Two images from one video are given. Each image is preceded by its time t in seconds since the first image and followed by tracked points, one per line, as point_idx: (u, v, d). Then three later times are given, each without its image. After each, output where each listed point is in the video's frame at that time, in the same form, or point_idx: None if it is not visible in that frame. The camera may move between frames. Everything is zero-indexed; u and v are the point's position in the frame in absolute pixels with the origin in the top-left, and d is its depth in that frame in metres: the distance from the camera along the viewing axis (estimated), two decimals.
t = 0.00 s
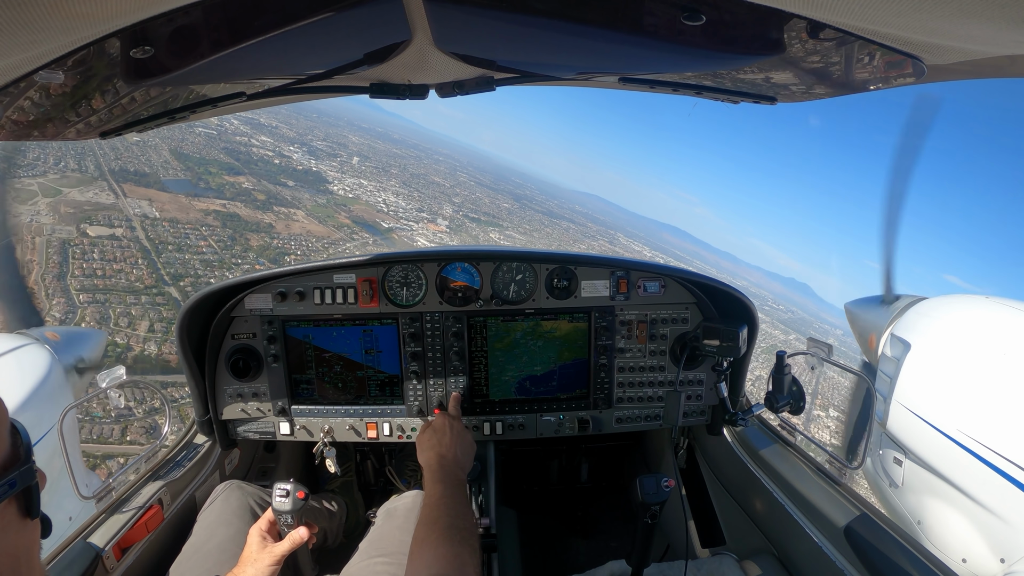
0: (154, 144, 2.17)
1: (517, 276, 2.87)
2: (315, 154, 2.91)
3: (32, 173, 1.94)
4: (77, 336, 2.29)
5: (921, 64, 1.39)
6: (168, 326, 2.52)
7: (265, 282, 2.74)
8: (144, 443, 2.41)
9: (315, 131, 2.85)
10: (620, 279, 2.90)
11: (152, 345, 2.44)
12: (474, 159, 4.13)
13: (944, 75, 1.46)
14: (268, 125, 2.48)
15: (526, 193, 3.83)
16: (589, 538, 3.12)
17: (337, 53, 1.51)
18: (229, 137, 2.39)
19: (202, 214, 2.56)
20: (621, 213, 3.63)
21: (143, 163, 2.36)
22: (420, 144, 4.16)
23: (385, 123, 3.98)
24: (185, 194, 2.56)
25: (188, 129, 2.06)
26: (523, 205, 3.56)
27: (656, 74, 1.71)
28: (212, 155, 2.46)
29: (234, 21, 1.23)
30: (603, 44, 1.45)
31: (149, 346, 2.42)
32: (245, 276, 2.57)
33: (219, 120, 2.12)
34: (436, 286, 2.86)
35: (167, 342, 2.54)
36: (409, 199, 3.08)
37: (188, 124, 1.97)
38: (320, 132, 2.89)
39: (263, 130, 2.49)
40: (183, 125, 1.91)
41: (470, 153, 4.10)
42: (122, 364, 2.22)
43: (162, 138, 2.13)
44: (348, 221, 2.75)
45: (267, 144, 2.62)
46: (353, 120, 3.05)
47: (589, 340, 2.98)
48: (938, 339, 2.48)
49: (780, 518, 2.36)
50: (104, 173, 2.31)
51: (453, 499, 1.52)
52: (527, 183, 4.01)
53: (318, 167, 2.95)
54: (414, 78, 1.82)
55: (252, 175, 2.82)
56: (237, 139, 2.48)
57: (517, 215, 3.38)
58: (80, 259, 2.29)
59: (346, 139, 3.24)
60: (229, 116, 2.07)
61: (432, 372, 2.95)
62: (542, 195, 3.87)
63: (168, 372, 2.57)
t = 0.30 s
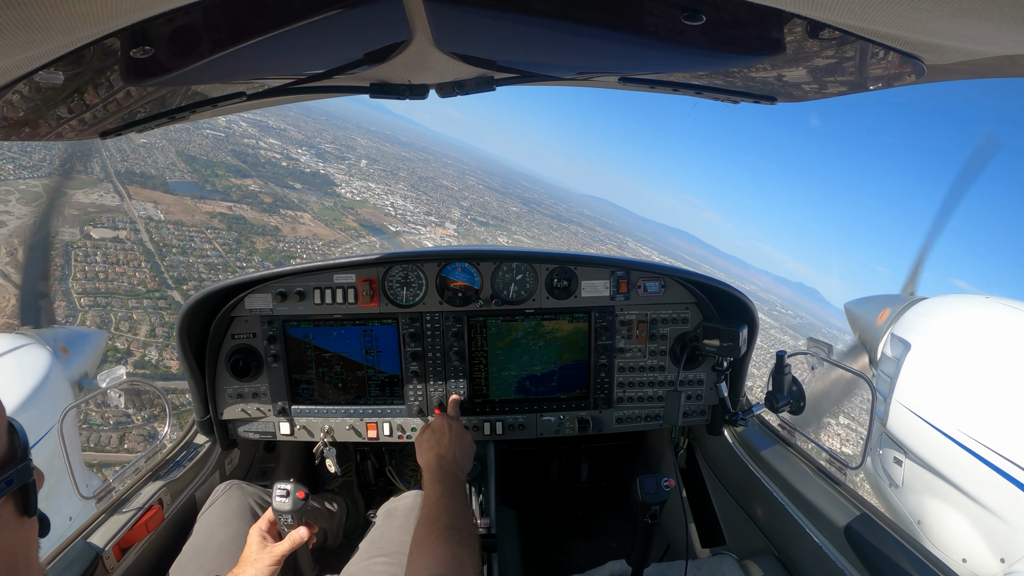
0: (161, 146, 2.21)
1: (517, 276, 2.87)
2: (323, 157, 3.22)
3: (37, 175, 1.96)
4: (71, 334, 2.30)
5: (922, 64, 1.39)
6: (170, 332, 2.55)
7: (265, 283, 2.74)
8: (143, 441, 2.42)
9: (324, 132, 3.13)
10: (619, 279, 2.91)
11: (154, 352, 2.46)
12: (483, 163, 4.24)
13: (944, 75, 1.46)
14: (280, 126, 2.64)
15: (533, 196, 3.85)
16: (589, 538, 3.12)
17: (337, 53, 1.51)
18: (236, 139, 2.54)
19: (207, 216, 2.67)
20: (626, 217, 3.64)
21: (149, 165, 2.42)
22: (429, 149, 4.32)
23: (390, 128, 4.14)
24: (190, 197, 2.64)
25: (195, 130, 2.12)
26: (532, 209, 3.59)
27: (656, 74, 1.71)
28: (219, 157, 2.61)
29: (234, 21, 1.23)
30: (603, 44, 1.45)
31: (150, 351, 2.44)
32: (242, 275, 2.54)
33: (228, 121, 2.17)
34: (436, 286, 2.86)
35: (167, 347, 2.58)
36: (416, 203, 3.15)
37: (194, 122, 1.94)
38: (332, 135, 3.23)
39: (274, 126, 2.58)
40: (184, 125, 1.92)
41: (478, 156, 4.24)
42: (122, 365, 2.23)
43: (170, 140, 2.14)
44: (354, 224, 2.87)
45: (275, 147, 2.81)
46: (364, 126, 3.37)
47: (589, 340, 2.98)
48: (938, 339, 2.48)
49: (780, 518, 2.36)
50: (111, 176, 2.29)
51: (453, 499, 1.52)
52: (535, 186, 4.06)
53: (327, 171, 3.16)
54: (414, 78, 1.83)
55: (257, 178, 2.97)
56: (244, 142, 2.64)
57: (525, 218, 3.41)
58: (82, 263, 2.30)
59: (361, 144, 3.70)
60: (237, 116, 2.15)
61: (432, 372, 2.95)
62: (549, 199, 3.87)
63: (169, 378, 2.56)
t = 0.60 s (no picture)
0: (169, 147, 2.15)
1: (517, 276, 2.87)
2: (331, 159, 3.07)
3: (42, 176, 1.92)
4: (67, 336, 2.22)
5: (921, 64, 1.39)
6: (169, 337, 2.57)
7: (265, 282, 2.74)
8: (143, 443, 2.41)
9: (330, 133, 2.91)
10: (619, 279, 2.90)
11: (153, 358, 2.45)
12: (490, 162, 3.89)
13: (945, 75, 1.46)
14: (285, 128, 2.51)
15: (544, 199, 3.59)
16: (589, 538, 3.12)
17: (337, 53, 1.51)
18: (247, 141, 2.45)
19: (213, 219, 2.55)
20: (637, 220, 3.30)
21: (154, 167, 2.21)
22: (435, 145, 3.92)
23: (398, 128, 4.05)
24: (197, 199, 2.46)
25: (202, 130, 2.09)
26: (541, 213, 3.43)
27: (656, 74, 1.71)
28: (227, 158, 2.49)
29: (234, 21, 1.23)
30: (604, 44, 1.45)
31: (149, 356, 2.44)
32: (242, 275, 2.58)
33: (234, 122, 2.14)
34: (436, 286, 2.86)
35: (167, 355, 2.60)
36: (425, 207, 3.00)
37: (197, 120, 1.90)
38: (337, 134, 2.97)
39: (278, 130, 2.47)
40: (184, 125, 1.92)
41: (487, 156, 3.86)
42: (122, 365, 2.22)
43: (177, 142, 2.12)
44: (362, 227, 2.73)
45: (283, 150, 2.67)
46: (370, 126, 3.14)
47: (589, 341, 2.98)
48: (938, 339, 2.48)
49: (781, 518, 2.36)
50: (116, 176, 2.02)
51: (452, 500, 1.52)
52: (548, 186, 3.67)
53: (334, 173, 2.98)
54: (414, 78, 1.83)
55: (265, 180, 2.82)
56: (253, 143, 2.50)
57: (533, 223, 3.30)
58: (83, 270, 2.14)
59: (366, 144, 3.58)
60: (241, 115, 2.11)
61: (432, 371, 2.95)
62: (559, 202, 3.56)
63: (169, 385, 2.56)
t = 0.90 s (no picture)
0: (175, 149, 2.27)
1: (517, 276, 2.87)
2: (339, 162, 3.16)
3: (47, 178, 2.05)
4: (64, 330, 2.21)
5: (922, 64, 1.39)
6: (169, 342, 2.56)
7: (264, 283, 2.74)
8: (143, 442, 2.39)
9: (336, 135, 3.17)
10: (620, 279, 2.90)
11: (154, 363, 2.43)
12: (499, 168, 4.14)
13: (945, 75, 1.46)
14: (293, 130, 2.68)
15: (552, 204, 3.82)
16: (589, 538, 3.12)
17: (337, 53, 1.51)
18: (253, 143, 2.51)
19: (218, 222, 2.53)
20: (646, 225, 3.50)
21: (161, 168, 2.38)
22: (444, 152, 4.19)
23: (402, 130, 4.03)
24: (203, 202, 2.50)
25: (210, 132, 2.17)
26: (550, 216, 3.54)
27: (656, 74, 1.71)
28: (234, 160, 2.51)
29: (234, 21, 1.23)
30: (604, 44, 1.45)
31: (150, 361, 2.41)
32: (243, 275, 2.57)
33: (241, 123, 2.21)
34: (436, 286, 2.86)
35: (167, 360, 2.57)
36: (432, 210, 3.05)
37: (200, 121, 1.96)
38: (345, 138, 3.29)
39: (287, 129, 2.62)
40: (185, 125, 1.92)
41: (496, 162, 4.16)
42: (122, 364, 2.21)
43: (184, 144, 2.21)
44: (369, 230, 2.76)
45: (291, 152, 2.81)
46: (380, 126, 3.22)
47: (589, 341, 2.98)
48: (938, 339, 2.48)
49: (781, 518, 2.37)
50: (122, 179, 2.35)
51: (453, 498, 1.53)
52: (555, 194, 3.98)
53: (341, 175, 3.01)
54: (414, 78, 1.83)
55: (273, 182, 2.83)
56: (261, 146, 2.60)
57: (541, 225, 3.37)
58: (86, 268, 2.21)
59: (374, 149, 3.60)
60: (246, 115, 2.16)
61: (432, 371, 2.95)
62: (566, 206, 3.80)
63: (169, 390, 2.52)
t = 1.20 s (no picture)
0: (182, 150, 2.30)
1: (517, 276, 2.87)
2: (346, 165, 3.16)
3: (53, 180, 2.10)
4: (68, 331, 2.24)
5: (921, 64, 1.40)
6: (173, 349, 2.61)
7: (265, 282, 2.74)
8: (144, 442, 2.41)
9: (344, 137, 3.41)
10: (620, 279, 2.90)
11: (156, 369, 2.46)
12: (508, 172, 4.07)
13: (944, 75, 1.46)
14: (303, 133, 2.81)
15: (561, 208, 3.70)
16: (589, 538, 3.12)
17: (337, 53, 1.51)
18: (262, 145, 2.62)
19: (225, 224, 2.55)
20: (657, 230, 3.37)
21: (168, 170, 2.38)
22: (454, 156, 4.10)
23: (411, 133, 4.00)
24: (208, 203, 2.50)
25: (218, 135, 2.25)
26: (557, 221, 3.44)
27: (656, 74, 1.71)
28: (241, 162, 2.62)
29: (234, 21, 1.23)
30: (604, 44, 1.45)
31: (151, 367, 2.42)
32: (244, 275, 2.57)
33: (252, 127, 2.38)
34: (436, 286, 2.86)
35: (167, 368, 2.58)
36: (441, 213, 2.97)
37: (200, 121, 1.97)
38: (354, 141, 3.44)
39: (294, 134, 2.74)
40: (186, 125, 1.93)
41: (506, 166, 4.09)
42: (122, 364, 2.21)
43: (192, 146, 2.31)
44: (376, 234, 2.73)
45: (299, 155, 2.91)
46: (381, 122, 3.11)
47: (590, 341, 2.98)
48: (938, 339, 2.48)
49: (781, 518, 2.37)
50: (127, 181, 2.33)
51: (449, 485, 1.51)
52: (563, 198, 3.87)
53: (348, 178, 2.99)
54: (414, 78, 1.83)
55: (280, 185, 2.88)
56: (269, 148, 2.71)
57: (549, 230, 3.27)
58: (90, 271, 2.24)
59: (381, 151, 3.61)
60: (255, 120, 2.31)
61: (432, 371, 2.95)
62: (576, 211, 3.69)
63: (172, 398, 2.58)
